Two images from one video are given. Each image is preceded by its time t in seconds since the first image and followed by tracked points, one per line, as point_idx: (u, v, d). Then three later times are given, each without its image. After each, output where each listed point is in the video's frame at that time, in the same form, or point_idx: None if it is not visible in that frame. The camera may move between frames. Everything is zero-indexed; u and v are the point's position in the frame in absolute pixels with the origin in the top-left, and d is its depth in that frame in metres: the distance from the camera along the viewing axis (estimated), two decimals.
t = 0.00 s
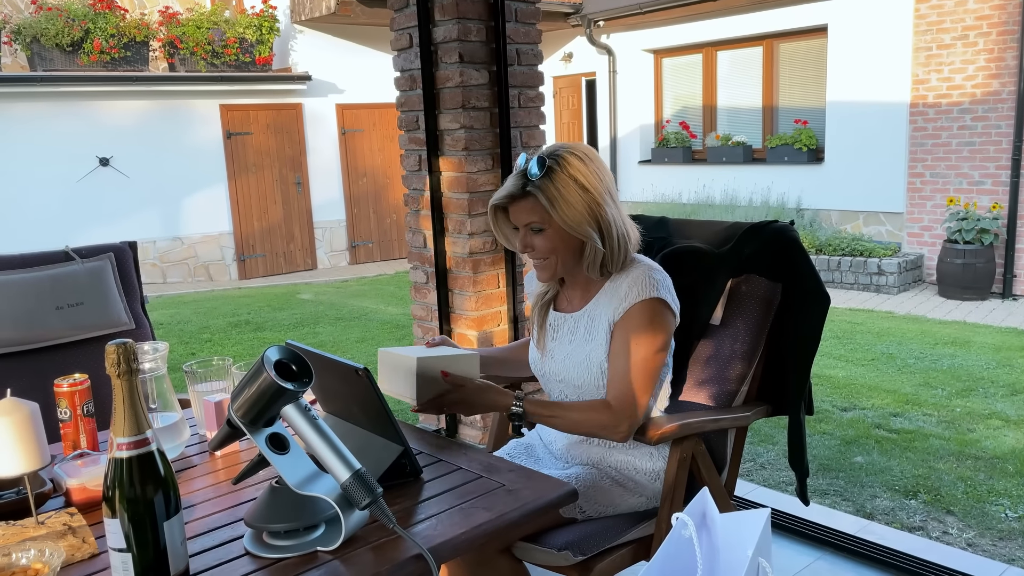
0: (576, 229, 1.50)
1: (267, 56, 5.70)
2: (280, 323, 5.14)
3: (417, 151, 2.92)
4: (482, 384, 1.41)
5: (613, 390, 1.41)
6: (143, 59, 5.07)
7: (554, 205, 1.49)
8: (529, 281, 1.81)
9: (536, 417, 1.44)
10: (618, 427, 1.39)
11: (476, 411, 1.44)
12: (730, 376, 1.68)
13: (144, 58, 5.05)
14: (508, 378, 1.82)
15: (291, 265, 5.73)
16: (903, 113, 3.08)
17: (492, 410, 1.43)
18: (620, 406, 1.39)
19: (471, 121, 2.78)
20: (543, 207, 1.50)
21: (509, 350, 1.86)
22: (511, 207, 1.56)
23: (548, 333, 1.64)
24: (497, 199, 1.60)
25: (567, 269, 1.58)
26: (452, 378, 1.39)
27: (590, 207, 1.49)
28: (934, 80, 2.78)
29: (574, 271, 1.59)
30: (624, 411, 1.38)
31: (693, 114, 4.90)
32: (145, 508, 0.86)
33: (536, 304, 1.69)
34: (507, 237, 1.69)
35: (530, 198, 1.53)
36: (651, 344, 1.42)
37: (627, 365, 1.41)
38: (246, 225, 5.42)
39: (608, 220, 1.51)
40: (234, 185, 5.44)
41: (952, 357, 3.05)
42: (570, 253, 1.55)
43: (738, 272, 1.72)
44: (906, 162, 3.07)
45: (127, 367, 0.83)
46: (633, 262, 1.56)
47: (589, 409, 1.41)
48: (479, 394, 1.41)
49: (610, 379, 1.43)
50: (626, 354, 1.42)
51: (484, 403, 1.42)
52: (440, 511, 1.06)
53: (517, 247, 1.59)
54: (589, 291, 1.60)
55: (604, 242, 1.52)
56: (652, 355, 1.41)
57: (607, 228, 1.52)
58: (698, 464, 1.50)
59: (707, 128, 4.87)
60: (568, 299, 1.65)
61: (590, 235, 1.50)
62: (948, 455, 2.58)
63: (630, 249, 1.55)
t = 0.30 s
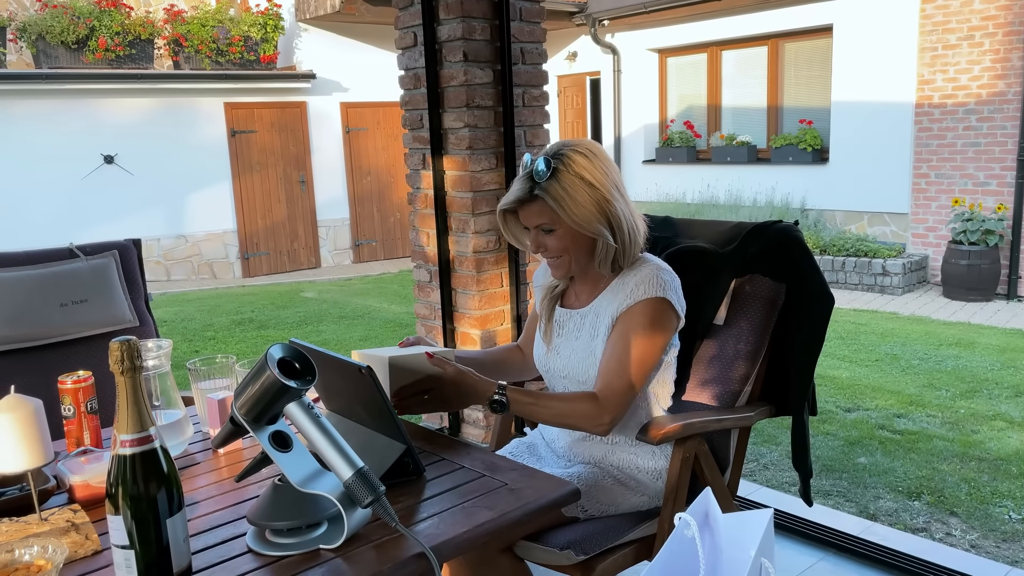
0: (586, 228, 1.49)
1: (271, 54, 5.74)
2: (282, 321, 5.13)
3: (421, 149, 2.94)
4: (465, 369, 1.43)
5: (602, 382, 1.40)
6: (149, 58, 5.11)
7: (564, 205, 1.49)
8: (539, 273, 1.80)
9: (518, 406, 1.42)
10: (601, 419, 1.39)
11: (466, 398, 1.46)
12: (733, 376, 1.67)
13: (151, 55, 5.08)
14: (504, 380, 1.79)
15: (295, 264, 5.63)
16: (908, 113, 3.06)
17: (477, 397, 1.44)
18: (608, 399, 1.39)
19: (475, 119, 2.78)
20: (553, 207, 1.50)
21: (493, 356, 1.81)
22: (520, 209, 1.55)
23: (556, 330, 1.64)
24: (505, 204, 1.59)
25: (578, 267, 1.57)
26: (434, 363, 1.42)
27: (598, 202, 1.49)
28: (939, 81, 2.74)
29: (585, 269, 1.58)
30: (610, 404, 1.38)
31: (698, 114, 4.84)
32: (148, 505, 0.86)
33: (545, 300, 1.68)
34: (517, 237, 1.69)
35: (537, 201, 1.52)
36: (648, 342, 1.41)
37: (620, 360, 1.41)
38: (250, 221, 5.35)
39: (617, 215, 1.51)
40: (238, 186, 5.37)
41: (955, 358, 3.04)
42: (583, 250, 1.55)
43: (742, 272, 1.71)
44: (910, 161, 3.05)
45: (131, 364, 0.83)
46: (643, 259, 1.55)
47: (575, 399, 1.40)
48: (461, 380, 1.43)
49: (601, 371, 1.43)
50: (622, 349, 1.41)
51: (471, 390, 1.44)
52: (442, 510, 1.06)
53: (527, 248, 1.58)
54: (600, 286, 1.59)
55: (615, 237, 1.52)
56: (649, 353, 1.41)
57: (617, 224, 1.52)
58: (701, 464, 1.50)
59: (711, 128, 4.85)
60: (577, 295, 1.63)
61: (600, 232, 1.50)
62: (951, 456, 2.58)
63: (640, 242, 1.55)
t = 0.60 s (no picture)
0: (591, 227, 1.49)
1: (277, 52, 5.80)
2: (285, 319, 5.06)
3: (425, 149, 2.93)
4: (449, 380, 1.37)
5: (596, 382, 1.39)
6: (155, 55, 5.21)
7: (570, 203, 1.49)
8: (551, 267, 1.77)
9: (503, 412, 1.40)
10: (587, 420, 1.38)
11: (449, 410, 1.39)
12: (737, 378, 1.67)
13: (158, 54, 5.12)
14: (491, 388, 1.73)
15: (298, 261, 5.67)
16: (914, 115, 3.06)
17: (461, 408, 1.37)
18: (597, 400, 1.37)
19: (480, 119, 2.78)
20: (558, 204, 1.50)
21: (481, 362, 1.75)
22: (529, 204, 1.56)
23: (564, 330, 1.61)
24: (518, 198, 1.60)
25: (585, 265, 1.56)
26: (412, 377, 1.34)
27: (603, 203, 1.48)
28: (946, 82, 2.75)
29: (592, 268, 1.57)
30: (599, 404, 1.37)
31: (703, 114, 4.77)
32: (151, 504, 0.87)
33: (555, 296, 1.66)
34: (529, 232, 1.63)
35: (545, 197, 1.52)
36: (649, 346, 1.40)
37: (616, 361, 1.39)
38: (253, 221, 5.37)
39: (623, 215, 1.49)
40: (244, 179, 5.35)
41: (961, 361, 3.02)
42: (588, 249, 1.54)
43: (746, 274, 1.71)
44: (916, 163, 3.04)
45: (135, 364, 0.84)
46: (653, 266, 1.53)
47: (563, 400, 1.39)
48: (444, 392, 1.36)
49: (595, 372, 1.41)
50: (621, 351, 1.40)
51: (456, 402, 1.37)
52: (445, 511, 1.06)
53: (536, 241, 1.58)
54: (608, 286, 1.57)
55: (621, 239, 1.51)
56: (648, 356, 1.40)
57: (623, 225, 1.50)
58: (704, 466, 1.50)
59: (717, 129, 4.78)
60: (586, 296, 1.62)
61: (605, 233, 1.49)
62: (955, 459, 2.57)
63: (647, 245, 1.52)
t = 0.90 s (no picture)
0: (583, 233, 1.48)
1: (281, 50, 5.67)
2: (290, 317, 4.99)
3: (429, 149, 2.93)
4: (451, 385, 1.37)
5: (595, 391, 1.38)
6: (160, 52, 5.05)
7: (562, 209, 1.48)
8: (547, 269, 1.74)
9: (503, 419, 1.40)
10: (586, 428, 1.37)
11: (450, 414, 1.38)
12: (739, 383, 1.67)
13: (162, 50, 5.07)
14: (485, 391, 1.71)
15: (301, 259, 5.68)
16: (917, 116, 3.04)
17: (462, 412, 1.37)
18: (596, 408, 1.37)
19: (484, 120, 2.78)
20: (551, 210, 1.48)
21: (473, 366, 1.72)
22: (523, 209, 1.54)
23: (565, 338, 1.58)
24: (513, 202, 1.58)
25: (580, 271, 1.54)
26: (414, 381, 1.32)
27: (596, 209, 1.47)
28: (952, 84, 2.72)
29: (588, 273, 1.54)
30: (597, 412, 1.37)
31: (706, 114, 4.83)
32: (153, 507, 0.87)
33: (554, 303, 1.64)
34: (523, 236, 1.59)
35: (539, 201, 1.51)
36: (649, 354, 1.40)
37: (615, 369, 1.39)
38: (257, 218, 5.49)
39: (616, 222, 1.48)
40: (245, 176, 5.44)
41: (963, 363, 2.97)
42: (582, 255, 1.52)
43: (749, 278, 1.71)
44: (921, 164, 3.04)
45: (138, 368, 0.84)
46: (652, 273, 1.51)
47: (563, 408, 1.38)
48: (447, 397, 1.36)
49: (595, 380, 1.41)
50: (621, 359, 1.39)
51: (457, 406, 1.36)
52: (445, 515, 1.06)
53: (530, 246, 1.57)
54: (606, 294, 1.55)
55: (614, 245, 1.49)
56: (648, 365, 1.40)
57: (616, 232, 1.49)
58: (705, 470, 1.50)
59: (720, 128, 4.83)
60: (586, 302, 1.60)
61: (597, 239, 1.48)
62: (957, 462, 2.57)
63: (641, 253, 1.51)
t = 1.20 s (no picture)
0: (574, 238, 1.45)
1: (283, 46, 5.65)
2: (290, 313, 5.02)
3: (431, 148, 2.93)
4: (451, 384, 1.37)
5: (592, 394, 1.36)
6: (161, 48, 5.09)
7: (555, 213, 1.45)
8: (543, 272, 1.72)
9: (502, 419, 1.38)
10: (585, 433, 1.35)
11: (452, 415, 1.38)
12: (739, 386, 1.67)
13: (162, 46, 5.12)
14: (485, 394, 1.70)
15: (302, 256, 5.63)
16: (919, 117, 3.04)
17: (463, 413, 1.36)
18: (594, 412, 1.35)
19: (486, 120, 2.78)
20: (543, 213, 1.46)
21: (473, 368, 1.72)
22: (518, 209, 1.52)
23: (561, 342, 1.56)
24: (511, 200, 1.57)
25: (571, 274, 1.52)
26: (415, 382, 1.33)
27: (589, 214, 1.44)
28: (953, 85, 2.71)
29: (579, 277, 1.53)
30: (596, 417, 1.35)
31: (708, 113, 4.84)
32: (155, 509, 0.87)
33: (549, 307, 1.62)
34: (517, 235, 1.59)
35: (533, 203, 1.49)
36: (647, 357, 1.38)
37: (611, 371, 1.37)
38: (258, 215, 5.46)
39: (608, 229, 1.45)
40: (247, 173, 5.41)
41: (963, 365, 3.01)
42: (573, 259, 1.50)
43: (750, 281, 1.71)
44: (922, 164, 3.03)
45: (140, 370, 0.85)
46: (645, 277, 1.49)
47: (562, 412, 1.36)
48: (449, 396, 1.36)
49: (592, 383, 1.39)
50: (618, 363, 1.37)
51: (458, 406, 1.36)
52: (446, 518, 1.06)
53: (525, 247, 1.55)
54: (599, 298, 1.53)
55: (605, 252, 1.47)
56: (645, 369, 1.38)
57: (608, 239, 1.46)
58: (705, 473, 1.50)
59: (721, 127, 4.79)
60: (581, 306, 1.58)
61: (587, 244, 1.45)
62: (956, 465, 2.58)
63: (633, 261, 1.48)
